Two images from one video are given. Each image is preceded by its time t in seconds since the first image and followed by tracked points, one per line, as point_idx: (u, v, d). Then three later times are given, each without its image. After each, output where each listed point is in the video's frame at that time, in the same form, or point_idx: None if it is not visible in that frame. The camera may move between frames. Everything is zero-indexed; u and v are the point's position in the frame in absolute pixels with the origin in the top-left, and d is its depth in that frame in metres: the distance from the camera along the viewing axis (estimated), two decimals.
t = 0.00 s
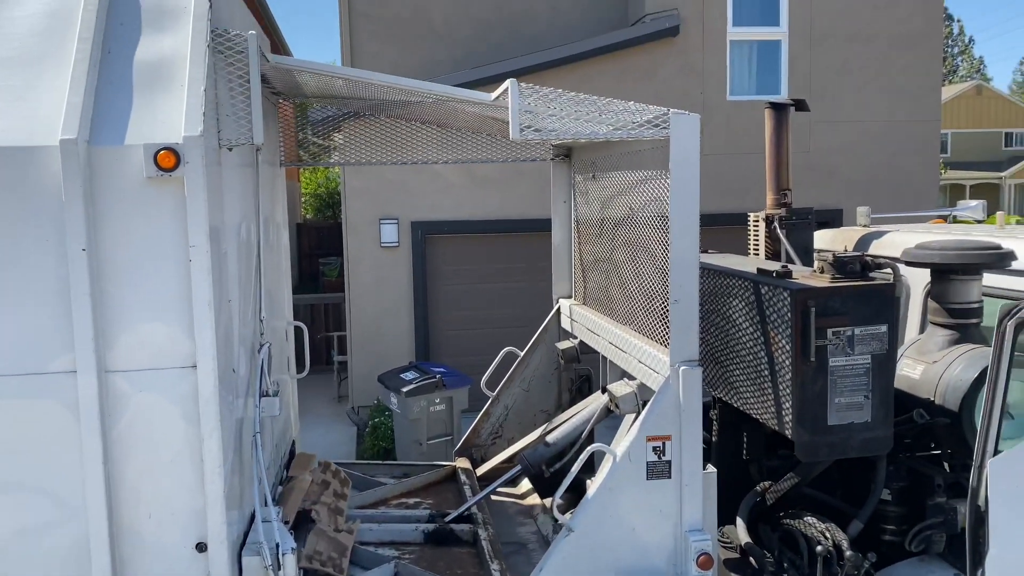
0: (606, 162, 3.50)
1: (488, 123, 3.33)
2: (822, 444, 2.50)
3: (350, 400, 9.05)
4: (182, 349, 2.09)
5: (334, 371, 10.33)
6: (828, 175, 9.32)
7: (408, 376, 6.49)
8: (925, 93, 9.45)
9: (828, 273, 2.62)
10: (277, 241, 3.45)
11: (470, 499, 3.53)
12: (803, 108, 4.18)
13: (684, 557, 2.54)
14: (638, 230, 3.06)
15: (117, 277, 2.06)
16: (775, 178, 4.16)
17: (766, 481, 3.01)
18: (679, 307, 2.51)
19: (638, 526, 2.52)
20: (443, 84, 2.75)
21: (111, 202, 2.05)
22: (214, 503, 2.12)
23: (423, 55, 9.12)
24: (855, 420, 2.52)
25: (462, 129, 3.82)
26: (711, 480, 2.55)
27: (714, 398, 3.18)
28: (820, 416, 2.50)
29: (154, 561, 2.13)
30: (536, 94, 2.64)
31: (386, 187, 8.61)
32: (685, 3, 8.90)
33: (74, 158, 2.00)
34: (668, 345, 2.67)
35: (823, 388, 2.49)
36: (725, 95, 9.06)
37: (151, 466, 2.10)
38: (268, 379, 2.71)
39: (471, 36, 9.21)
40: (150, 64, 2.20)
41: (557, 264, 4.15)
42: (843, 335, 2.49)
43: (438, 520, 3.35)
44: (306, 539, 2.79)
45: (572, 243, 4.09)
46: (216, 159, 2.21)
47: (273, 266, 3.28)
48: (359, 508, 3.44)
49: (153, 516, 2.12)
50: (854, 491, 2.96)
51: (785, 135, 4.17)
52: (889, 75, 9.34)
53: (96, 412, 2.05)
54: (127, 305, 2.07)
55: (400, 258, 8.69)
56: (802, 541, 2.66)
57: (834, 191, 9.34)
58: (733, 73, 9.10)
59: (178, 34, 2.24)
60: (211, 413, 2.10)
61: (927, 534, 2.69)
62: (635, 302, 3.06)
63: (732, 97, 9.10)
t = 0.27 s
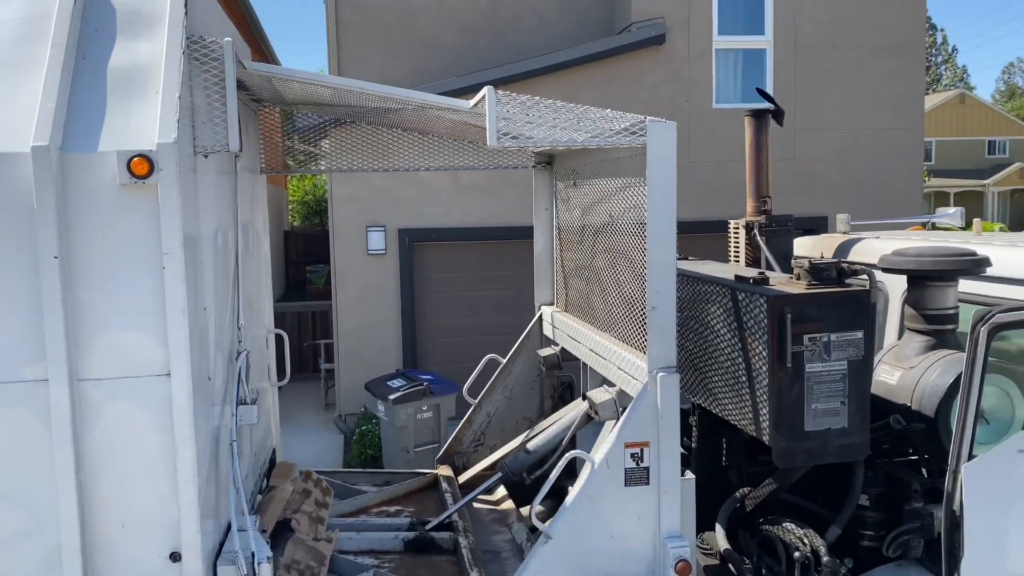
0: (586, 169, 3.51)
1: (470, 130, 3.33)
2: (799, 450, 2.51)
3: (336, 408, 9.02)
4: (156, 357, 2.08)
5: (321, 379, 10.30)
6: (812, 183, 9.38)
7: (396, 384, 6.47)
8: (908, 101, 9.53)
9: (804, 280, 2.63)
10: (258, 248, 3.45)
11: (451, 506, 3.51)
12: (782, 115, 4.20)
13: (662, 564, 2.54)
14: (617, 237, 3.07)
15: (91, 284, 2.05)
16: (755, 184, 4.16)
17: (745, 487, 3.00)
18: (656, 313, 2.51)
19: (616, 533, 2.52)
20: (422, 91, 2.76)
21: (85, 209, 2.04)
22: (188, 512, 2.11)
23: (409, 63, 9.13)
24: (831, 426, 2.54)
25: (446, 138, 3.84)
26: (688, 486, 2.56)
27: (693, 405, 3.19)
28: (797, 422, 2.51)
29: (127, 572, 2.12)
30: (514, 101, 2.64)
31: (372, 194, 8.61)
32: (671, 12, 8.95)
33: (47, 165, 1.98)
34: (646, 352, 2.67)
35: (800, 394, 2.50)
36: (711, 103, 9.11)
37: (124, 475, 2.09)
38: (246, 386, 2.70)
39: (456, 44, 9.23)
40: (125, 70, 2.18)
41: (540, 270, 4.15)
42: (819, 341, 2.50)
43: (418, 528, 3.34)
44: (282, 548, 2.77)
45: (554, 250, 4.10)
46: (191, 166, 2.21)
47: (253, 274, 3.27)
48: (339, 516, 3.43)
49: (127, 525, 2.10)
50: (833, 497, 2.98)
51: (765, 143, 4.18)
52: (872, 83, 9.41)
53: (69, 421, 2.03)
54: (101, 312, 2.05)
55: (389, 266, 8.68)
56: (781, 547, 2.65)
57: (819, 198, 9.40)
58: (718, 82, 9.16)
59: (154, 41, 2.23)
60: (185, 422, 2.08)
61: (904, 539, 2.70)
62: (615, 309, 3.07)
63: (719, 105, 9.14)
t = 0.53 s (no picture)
0: (563, 173, 3.52)
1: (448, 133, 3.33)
2: (773, 452, 2.52)
3: (319, 412, 8.97)
4: (125, 361, 2.06)
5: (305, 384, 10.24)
6: (794, 186, 9.42)
7: (379, 388, 6.44)
8: (888, 105, 9.60)
9: (776, 282, 2.64)
10: (234, 252, 3.42)
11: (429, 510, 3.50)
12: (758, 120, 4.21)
13: (638, 567, 2.54)
14: (593, 240, 3.07)
15: (58, 288, 2.03)
16: (733, 188, 4.16)
17: (721, 489, 3.01)
18: (630, 317, 2.52)
19: (592, 535, 2.52)
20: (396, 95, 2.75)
21: (52, 213, 2.02)
22: (157, 518, 2.09)
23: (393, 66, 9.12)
24: (805, 428, 2.54)
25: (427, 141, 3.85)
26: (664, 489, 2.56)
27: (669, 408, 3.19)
28: (771, 424, 2.52)
29: None
30: (488, 104, 2.64)
31: (355, 198, 8.58)
32: (655, 17, 8.98)
33: (13, 168, 1.96)
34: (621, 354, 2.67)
35: (773, 396, 2.50)
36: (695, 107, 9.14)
37: (93, 481, 2.06)
38: (219, 391, 2.68)
39: (439, 47, 9.23)
40: (94, 72, 2.16)
41: (519, 274, 4.15)
42: (792, 344, 2.51)
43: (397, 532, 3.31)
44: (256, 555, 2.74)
45: (533, 253, 4.10)
46: (161, 169, 2.19)
47: (228, 277, 3.25)
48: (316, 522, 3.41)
49: (97, 531, 2.08)
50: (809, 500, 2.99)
51: (742, 147, 4.19)
52: (853, 89, 9.48)
53: (35, 427, 2.01)
54: (69, 317, 2.03)
55: (373, 269, 8.65)
56: (755, 549, 2.66)
57: (801, 201, 9.44)
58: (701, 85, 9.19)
59: (123, 42, 2.21)
60: (154, 427, 2.06)
61: (878, 540, 2.71)
62: (592, 312, 3.07)
63: (701, 108, 9.17)
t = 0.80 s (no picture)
0: (552, 171, 3.53)
1: (436, 131, 3.33)
2: (765, 448, 2.54)
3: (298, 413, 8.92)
4: (121, 361, 2.04)
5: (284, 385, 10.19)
6: (773, 185, 9.51)
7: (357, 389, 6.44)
8: (865, 105, 9.71)
9: (768, 280, 2.67)
10: (222, 251, 3.40)
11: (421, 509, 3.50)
12: (745, 119, 4.25)
13: (633, 563, 2.55)
14: (584, 238, 3.09)
15: (52, 288, 2.00)
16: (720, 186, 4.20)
17: (712, 485, 3.04)
18: (624, 314, 2.53)
19: (587, 532, 2.53)
20: (387, 93, 2.74)
21: (46, 212, 2.00)
22: (154, 519, 2.07)
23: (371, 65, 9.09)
24: (797, 424, 2.57)
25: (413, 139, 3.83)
26: (658, 485, 2.58)
27: (660, 404, 3.21)
28: (764, 420, 2.54)
29: None
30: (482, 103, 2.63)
31: (337, 197, 8.55)
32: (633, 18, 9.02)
33: (6, 167, 1.94)
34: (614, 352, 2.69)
35: (765, 393, 2.53)
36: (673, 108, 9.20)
37: (89, 482, 2.05)
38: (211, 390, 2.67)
39: (421, 46, 9.22)
40: (85, 70, 2.14)
41: (507, 272, 4.16)
42: (784, 340, 2.53)
43: (389, 532, 3.31)
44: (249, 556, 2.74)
45: (521, 252, 4.11)
46: (155, 168, 2.17)
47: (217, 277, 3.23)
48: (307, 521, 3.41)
49: (90, 532, 2.06)
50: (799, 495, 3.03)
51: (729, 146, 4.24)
52: (830, 89, 9.59)
53: (30, 429, 1.98)
54: (63, 317, 2.01)
55: (350, 269, 8.63)
56: (748, 544, 2.69)
57: (779, 200, 9.53)
58: (679, 85, 9.26)
59: (115, 39, 2.19)
60: (150, 428, 2.05)
61: (868, 534, 2.74)
62: (583, 310, 3.08)
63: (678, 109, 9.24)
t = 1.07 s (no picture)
0: (554, 172, 3.57)
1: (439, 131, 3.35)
2: (775, 442, 2.61)
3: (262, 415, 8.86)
4: (148, 360, 2.04)
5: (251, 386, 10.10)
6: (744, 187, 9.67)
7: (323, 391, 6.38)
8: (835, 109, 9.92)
9: (778, 278, 2.73)
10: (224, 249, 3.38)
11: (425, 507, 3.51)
12: (739, 120, 4.33)
13: (646, 556, 2.60)
14: (590, 238, 3.14)
15: (80, 286, 1.99)
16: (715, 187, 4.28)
17: (716, 480, 3.10)
18: (638, 312, 2.58)
19: (602, 526, 2.57)
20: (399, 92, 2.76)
21: (74, 209, 1.99)
22: (183, 517, 2.07)
23: (347, 65, 9.09)
24: (805, 419, 2.64)
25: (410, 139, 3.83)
26: (671, 480, 2.63)
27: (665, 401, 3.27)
28: (774, 415, 2.61)
29: None
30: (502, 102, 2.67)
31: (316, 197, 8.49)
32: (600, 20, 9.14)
33: (35, 164, 1.93)
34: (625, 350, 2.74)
35: (776, 389, 2.59)
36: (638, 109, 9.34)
37: (116, 481, 2.04)
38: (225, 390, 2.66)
39: (398, 47, 9.23)
40: (110, 68, 2.13)
41: (505, 271, 4.19)
42: (794, 337, 2.60)
43: (396, 529, 3.34)
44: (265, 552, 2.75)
45: (520, 251, 4.15)
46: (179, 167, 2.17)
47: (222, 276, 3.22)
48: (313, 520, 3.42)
49: (117, 531, 2.05)
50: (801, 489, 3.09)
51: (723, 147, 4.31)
52: (800, 92, 9.79)
53: (58, 427, 1.97)
54: (90, 315, 2.00)
55: (315, 269, 8.60)
56: (757, 536, 2.74)
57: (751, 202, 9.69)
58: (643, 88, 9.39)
59: (138, 38, 2.19)
60: (179, 426, 2.05)
61: (872, 526, 2.81)
62: (588, 308, 3.13)
63: (643, 111, 9.38)
